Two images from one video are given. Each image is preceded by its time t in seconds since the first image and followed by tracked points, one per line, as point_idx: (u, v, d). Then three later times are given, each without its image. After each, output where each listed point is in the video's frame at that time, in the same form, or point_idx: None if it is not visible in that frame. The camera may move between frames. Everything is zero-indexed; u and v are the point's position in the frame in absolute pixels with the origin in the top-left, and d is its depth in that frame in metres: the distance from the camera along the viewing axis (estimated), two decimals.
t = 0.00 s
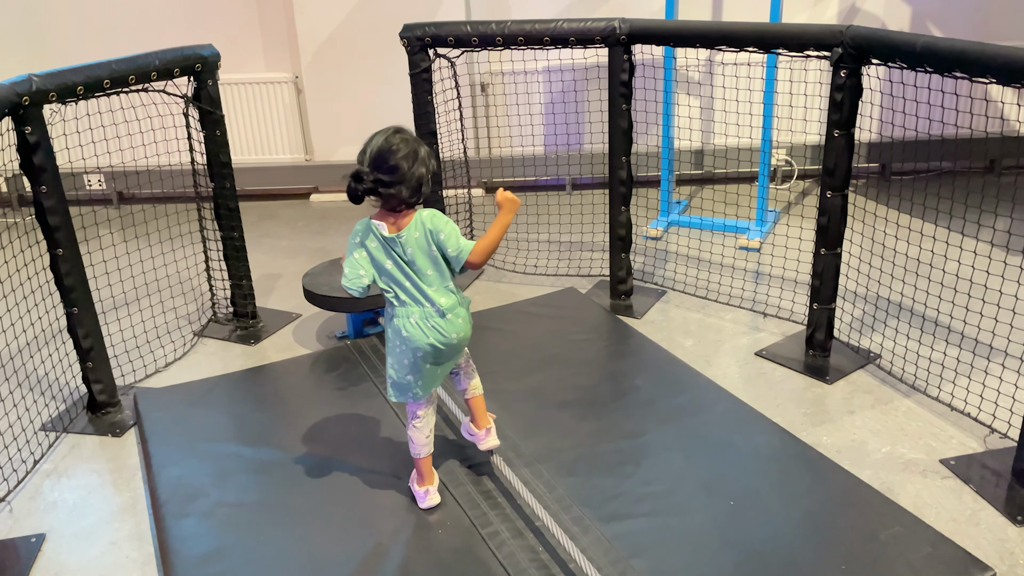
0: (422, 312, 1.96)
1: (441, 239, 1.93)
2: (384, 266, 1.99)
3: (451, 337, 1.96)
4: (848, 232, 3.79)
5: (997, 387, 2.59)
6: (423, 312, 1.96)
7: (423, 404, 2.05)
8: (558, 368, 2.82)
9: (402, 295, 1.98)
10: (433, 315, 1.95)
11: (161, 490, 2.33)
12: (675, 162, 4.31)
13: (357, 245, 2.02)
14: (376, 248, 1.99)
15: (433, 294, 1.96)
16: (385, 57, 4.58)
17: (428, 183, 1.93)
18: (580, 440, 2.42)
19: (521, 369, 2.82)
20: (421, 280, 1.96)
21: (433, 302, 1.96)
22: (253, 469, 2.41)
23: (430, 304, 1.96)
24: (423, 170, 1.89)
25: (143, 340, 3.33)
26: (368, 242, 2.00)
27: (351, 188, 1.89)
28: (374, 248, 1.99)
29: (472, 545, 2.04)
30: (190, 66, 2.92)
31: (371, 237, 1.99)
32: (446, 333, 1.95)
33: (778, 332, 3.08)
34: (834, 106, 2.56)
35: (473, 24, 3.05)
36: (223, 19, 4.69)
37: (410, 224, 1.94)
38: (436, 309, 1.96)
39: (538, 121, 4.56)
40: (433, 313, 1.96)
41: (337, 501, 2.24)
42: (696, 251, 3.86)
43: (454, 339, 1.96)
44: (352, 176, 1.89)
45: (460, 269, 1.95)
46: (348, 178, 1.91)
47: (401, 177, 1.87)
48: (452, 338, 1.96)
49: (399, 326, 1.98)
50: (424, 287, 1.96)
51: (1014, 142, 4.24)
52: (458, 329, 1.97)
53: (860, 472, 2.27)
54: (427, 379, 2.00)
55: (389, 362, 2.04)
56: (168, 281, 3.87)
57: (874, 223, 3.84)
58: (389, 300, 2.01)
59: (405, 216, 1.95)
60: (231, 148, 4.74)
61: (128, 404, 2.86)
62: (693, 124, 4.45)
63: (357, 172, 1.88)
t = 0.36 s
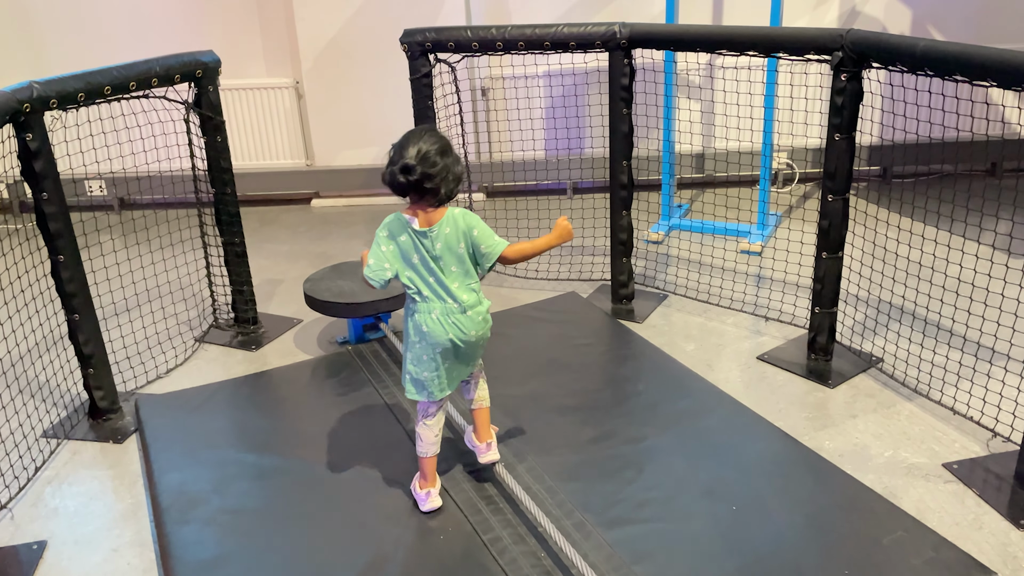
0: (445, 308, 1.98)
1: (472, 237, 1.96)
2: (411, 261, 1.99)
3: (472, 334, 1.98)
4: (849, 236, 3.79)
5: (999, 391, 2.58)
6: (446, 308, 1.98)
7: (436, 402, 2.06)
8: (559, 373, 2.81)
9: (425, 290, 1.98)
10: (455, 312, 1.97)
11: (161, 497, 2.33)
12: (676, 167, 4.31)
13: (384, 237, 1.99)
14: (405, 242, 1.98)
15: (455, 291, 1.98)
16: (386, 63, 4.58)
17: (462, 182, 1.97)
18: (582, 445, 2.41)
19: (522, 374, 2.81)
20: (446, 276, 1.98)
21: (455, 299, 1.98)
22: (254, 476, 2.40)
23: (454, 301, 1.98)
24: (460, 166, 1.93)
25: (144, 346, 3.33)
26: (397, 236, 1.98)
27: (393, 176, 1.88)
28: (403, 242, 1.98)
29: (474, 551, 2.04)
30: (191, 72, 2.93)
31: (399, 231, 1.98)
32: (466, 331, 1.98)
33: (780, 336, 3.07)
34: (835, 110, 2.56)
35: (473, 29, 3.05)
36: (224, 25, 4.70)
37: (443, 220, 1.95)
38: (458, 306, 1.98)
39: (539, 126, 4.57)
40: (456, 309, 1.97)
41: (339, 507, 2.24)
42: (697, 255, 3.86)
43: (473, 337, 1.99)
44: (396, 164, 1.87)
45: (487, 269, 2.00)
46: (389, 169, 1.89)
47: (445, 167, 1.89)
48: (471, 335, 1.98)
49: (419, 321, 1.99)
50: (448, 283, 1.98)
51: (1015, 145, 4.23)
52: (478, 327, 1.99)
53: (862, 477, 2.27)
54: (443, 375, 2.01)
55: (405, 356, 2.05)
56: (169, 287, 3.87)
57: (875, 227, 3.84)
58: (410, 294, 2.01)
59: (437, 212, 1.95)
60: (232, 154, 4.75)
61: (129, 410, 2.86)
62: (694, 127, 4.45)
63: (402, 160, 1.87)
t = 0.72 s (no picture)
0: (458, 280, 2.04)
1: (491, 208, 2.04)
2: (430, 233, 2.05)
3: (482, 307, 2.05)
4: (851, 237, 3.78)
5: (1003, 391, 2.58)
6: (459, 280, 2.04)
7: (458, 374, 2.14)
8: (562, 374, 2.81)
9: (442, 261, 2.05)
10: (469, 284, 2.04)
11: (164, 499, 2.33)
12: (678, 168, 4.31)
13: (406, 208, 2.04)
14: (426, 213, 2.03)
15: (470, 263, 2.04)
16: (388, 65, 4.58)
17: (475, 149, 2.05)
18: (584, 446, 2.41)
19: (525, 376, 2.81)
20: (461, 248, 2.04)
21: (469, 271, 2.04)
22: (256, 478, 2.40)
23: (468, 273, 2.04)
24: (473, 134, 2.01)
25: (146, 348, 3.33)
26: (417, 207, 2.03)
27: (413, 145, 1.94)
28: (423, 215, 2.03)
29: (477, 552, 2.03)
30: (193, 74, 2.93)
31: (420, 202, 2.03)
32: (478, 304, 2.04)
33: (783, 336, 3.07)
34: (838, 110, 2.55)
35: (475, 31, 3.05)
36: (225, 27, 4.71)
37: (462, 190, 2.01)
38: (472, 279, 2.04)
39: (541, 127, 4.57)
40: (469, 281, 2.04)
41: (342, 509, 2.23)
42: (700, 256, 3.85)
43: (483, 310, 2.05)
44: (416, 134, 1.94)
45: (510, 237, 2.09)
46: (408, 138, 1.95)
47: (460, 131, 1.96)
48: (481, 308, 2.05)
49: (433, 291, 2.07)
50: (463, 255, 2.04)
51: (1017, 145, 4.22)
52: (488, 301, 2.05)
53: (866, 478, 2.26)
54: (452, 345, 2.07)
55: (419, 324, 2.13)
56: (171, 289, 3.87)
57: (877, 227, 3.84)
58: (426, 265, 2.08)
59: (456, 179, 2.02)
60: (234, 156, 4.75)
61: (132, 412, 2.86)
62: (696, 129, 4.44)
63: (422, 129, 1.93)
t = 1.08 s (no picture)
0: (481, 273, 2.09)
1: (494, 183, 2.10)
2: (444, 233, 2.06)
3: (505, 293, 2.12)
4: (853, 237, 3.77)
5: (1005, 391, 2.58)
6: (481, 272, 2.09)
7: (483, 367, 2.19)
8: (564, 375, 2.81)
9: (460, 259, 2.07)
10: (490, 274, 2.10)
11: (166, 499, 2.33)
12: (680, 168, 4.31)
13: (419, 215, 2.03)
14: (438, 216, 2.04)
15: (484, 254, 2.09)
16: (390, 65, 4.58)
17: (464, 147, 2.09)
18: (586, 447, 2.41)
19: (527, 376, 2.81)
20: (473, 242, 2.07)
21: (487, 262, 2.09)
22: (259, 478, 2.40)
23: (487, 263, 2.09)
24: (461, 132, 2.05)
25: (149, 348, 3.34)
26: (429, 212, 2.04)
27: (405, 150, 1.98)
28: (435, 217, 2.04)
29: (479, 552, 2.04)
30: (196, 74, 2.93)
31: (430, 206, 2.04)
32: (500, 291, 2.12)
33: (785, 337, 3.06)
34: (840, 110, 2.55)
35: (477, 31, 3.05)
36: (228, 27, 4.71)
37: (465, 182, 2.06)
38: (491, 268, 2.10)
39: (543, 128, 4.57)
40: (490, 272, 2.10)
41: (344, 509, 2.23)
42: (702, 256, 3.85)
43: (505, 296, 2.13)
44: (406, 139, 1.97)
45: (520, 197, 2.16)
46: (399, 143, 1.99)
47: (448, 131, 2.00)
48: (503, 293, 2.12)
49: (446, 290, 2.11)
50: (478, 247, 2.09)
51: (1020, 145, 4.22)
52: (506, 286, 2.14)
53: (868, 478, 2.26)
54: (471, 340, 2.12)
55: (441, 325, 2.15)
56: (173, 289, 3.88)
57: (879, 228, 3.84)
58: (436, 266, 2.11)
59: (452, 176, 2.06)
60: (236, 156, 4.76)
61: (134, 412, 2.86)
62: (698, 129, 4.44)
63: (412, 133, 1.97)
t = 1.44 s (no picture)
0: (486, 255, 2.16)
1: (483, 171, 2.19)
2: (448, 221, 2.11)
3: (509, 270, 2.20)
4: (855, 237, 3.77)
5: (1007, 390, 2.58)
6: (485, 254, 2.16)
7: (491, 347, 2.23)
8: (565, 374, 2.81)
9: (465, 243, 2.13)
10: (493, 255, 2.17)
11: (168, 498, 2.33)
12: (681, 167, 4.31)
13: (425, 207, 2.06)
14: (442, 207, 2.08)
15: (486, 236, 2.16)
16: (391, 65, 4.58)
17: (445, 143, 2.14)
18: (587, 446, 2.41)
19: (529, 375, 2.81)
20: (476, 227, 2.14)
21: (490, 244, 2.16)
22: (261, 477, 2.40)
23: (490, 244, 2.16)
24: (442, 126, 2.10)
25: (151, 347, 3.34)
26: (434, 203, 2.07)
27: (397, 148, 2.00)
28: (440, 207, 2.08)
29: (481, 550, 2.04)
30: (197, 74, 2.93)
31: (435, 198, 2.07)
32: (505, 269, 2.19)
33: (787, 336, 3.06)
34: (842, 109, 2.55)
35: (479, 30, 3.05)
36: (230, 26, 4.71)
37: (460, 171, 2.12)
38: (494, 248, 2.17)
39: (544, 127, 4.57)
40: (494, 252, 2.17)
41: (346, 508, 2.24)
42: (703, 256, 3.85)
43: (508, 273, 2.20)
44: (395, 137, 2.00)
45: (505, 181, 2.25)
46: (388, 143, 2.01)
47: (432, 125, 2.05)
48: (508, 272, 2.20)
49: (450, 275, 2.16)
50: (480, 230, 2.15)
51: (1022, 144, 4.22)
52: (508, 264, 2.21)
53: (870, 477, 2.26)
54: (477, 322, 2.19)
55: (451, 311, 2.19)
56: (175, 288, 3.88)
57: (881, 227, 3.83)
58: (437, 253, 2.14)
59: (444, 168, 2.09)
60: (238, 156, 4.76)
61: (137, 411, 2.87)
62: (699, 128, 4.44)
63: (400, 132, 1.99)
